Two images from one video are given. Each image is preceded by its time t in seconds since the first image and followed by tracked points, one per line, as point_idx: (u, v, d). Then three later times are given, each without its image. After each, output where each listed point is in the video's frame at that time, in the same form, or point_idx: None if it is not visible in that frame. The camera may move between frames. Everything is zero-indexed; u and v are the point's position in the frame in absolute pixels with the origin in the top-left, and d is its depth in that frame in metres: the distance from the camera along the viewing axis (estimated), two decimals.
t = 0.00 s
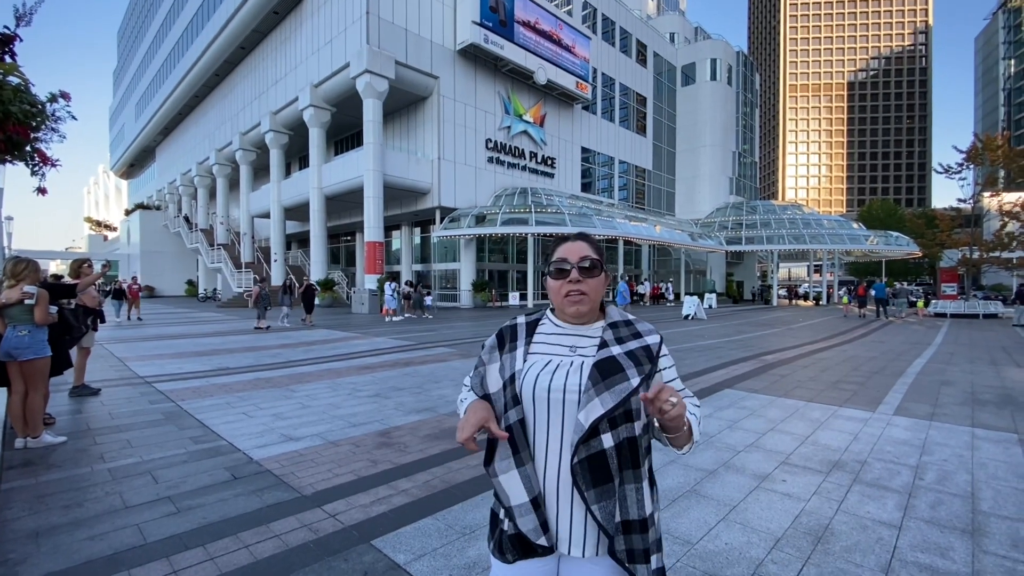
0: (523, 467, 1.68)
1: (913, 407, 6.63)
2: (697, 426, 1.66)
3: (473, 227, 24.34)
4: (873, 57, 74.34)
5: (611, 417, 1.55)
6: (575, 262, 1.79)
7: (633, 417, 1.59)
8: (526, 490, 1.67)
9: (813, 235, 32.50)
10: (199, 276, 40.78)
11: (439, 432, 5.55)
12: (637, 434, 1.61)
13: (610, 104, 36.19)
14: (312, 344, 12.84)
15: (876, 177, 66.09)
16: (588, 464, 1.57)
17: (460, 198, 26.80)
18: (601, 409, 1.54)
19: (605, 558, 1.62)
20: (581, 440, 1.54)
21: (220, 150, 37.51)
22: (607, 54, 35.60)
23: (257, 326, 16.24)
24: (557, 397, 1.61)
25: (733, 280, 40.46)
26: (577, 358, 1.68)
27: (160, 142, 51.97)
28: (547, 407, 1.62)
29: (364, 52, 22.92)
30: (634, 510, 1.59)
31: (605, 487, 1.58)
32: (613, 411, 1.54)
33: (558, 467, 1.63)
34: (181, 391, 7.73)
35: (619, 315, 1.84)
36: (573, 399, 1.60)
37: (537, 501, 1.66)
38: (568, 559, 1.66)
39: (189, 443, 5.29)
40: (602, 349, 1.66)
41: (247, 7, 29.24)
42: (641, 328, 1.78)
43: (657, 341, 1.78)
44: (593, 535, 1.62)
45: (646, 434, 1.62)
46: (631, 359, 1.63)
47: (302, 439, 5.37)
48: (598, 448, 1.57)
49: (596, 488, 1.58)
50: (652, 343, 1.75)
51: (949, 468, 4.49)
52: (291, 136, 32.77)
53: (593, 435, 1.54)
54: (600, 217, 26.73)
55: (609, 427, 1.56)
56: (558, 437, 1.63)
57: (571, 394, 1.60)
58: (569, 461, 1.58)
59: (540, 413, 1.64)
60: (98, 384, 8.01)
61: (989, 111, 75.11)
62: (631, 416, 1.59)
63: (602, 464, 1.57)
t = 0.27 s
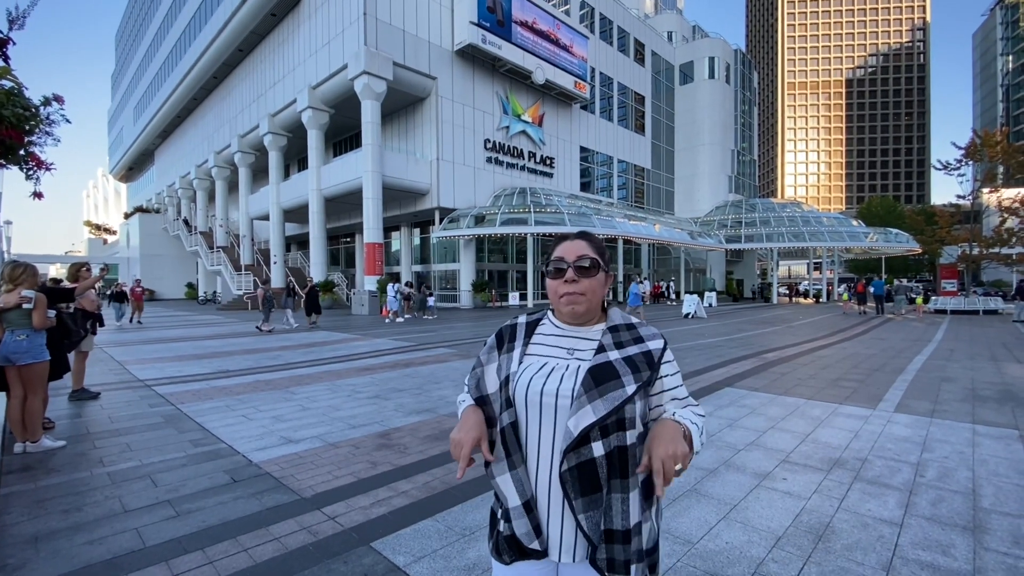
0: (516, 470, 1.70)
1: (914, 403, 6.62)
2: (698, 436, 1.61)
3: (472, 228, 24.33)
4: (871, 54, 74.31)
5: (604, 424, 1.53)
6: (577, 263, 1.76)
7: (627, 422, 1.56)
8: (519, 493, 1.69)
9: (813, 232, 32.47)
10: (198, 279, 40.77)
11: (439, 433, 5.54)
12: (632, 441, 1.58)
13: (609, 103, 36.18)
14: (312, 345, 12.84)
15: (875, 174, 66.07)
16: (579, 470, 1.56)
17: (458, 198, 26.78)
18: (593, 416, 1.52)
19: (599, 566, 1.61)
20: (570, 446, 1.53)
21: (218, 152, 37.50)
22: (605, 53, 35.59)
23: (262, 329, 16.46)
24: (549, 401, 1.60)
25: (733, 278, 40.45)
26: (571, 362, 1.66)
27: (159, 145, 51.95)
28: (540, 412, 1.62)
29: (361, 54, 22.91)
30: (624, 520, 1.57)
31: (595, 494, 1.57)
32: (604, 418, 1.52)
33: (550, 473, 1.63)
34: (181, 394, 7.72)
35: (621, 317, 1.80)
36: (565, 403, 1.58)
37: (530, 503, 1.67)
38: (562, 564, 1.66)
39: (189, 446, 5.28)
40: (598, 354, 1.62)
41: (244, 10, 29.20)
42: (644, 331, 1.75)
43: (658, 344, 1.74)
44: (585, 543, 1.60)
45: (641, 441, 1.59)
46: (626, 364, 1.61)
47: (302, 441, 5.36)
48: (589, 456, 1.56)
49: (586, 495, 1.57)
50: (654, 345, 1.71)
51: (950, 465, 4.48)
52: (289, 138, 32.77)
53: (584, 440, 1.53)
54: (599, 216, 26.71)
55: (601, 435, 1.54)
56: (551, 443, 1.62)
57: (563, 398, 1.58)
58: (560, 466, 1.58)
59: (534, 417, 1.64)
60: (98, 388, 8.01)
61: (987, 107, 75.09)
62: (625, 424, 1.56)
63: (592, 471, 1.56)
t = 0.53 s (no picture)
0: (511, 479, 1.69)
1: (915, 401, 6.59)
2: (700, 436, 1.59)
3: (472, 227, 24.32)
4: (872, 51, 74.10)
5: (601, 430, 1.52)
6: (573, 262, 1.75)
7: (626, 427, 1.55)
8: (514, 502, 1.68)
9: (814, 230, 32.37)
10: (199, 279, 40.81)
11: (439, 432, 5.54)
12: (631, 447, 1.57)
13: (609, 101, 36.10)
14: (313, 345, 12.85)
15: (876, 171, 65.85)
16: (578, 477, 1.55)
17: (459, 197, 26.75)
18: (592, 422, 1.50)
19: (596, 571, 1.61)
20: (568, 453, 1.52)
21: (219, 152, 37.50)
22: (605, 51, 35.51)
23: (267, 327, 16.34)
24: (546, 406, 1.59)
25: (734, 276, 40.37)
26: (569, 365, 1.65)
27: (159, 145, 51.97)
28: (537, 417, 1.61)
29: (361, 53, 22.89)
30: (621, 525, 1.57)
31: (593, 502, 1.56)
32: (604, 423, 1.51)
33: (548, 479, 1.62)
34: (181, 394, 7.72)
35: (619, 317, 1.78)
36: (563, 408, 1.57)
37: (527, 511, 1.66)
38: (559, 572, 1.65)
39: (188, 447, 5.28)
40: (596, 357, 1.61)
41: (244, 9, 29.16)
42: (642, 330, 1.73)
43: (658, 343, 1.72)
44: (583, 549, 1.59)
45: (640, 445, 1.58)
46: (625, 366, 1.60)
47: (301, 441, 5.36)
48: (588, 462, 1.55)
49: (585, 503, 1.56)
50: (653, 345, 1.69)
51: (952, 463, 4.45)
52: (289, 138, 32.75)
53: (582, 447, 1.52)
54: (600, 215, 26.67)
55: (599, 441, 1.53)
56: (549, 449, 1.61)
57: (561, 403, 1.57)
58: (558, 473, 1.57)
59: (530, 422, 1.64)
60: (98, 388, 8.01)
61: (989, 104, 74.83)
62: (623, 429, 1.55)
63: (592, 478, 1.55)
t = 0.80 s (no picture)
0: (509, 483, 1.65)
1: (921, 401, 6.52)
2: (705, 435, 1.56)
3: (475, 225, 24.28)
4: (878, 49, 73.65)
5: (604, 431, 1.47)
6: (570, 255, 1.71)
7: (630, 426, 1.51)
8: (512, 507, 1.63)
9: (819, 228, 32.17)
10: (203, 277, 40.92)
11: (439, 431, 5.50)
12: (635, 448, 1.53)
13: (613, 99, 35.97)
14: (315, 343, 12.85)
15: (881, 170, 65.42)
16: (580, 481, 1.50)
17: (462, 195, 26.71)
18: (594, 424, 1.46)
19: None
20: (570, 457, 1.47)
21: (222, 151, 37.54)
22: (609, 49, 35.37)
23: (275, 326, 16.32)
24: (546, 408, 1.55)
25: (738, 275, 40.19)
26: (569, 364, 1.61)
27: (163, 143, 52.10)
28: (536, 420, 1.57)
29: (364, 51, 22.85)
30: (627, 533, 1.52)
31: (596, 507, 1.52)
32: (606, 425, 1.46)
33: (548, 483, 1.57)
34: (182, 392, 7.70)
35: (619, 314, 1.73)
36: (563, 411, 1.53)
37: (526, 516, 1.62)
38: None
39: (188, 445, 5.26)
40: (598, 355, 1.56)
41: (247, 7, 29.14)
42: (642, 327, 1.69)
43: (658, 339, 1.68)
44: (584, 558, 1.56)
45: (644, 445, 1.54)
46: (627, 364, 1.55)
47: (301, 439, 5.33)
48: (591, 466, 1.50)
49: (588, 510, 1.51)
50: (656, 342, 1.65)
51: (958, 465, 4.39)
52: (293, 136, 32.76)
53: (585, 451, 1.47)
54: (603, 213, 26.57)
55: (602, 443, 1.49)
56: (549, 453, 1.57)
57: (560, 405, 1.53)
58: (559, 477, 1.52)
59: (528, 425, 1.59)
60: (100, 386, 8.01)
61: (996, 102, 74.29)
62: (627, 430, 1.50)
63: (594, 482, 1.51)
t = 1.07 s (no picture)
0: (514, 500, 1.59)
1: (931, 405, 6.41)
2: (722, 448, 1.49)
3: (479, 225, 24.24)
4: (886, 48, 73.03)
5: (616, 446, 1.40)
6: (575, 259, 1.64)
7: (644, 440, 1.44)
8: (519, 526, 1.57)
9: (826, 229, 31.91)
10: (209, 276, 41.11)
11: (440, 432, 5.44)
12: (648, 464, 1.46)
13: (618, 99, 35.84)
14: (319, 342, 12.84)
15: (889, 170, 64.84)
16: (591, 498, 1.44)
17: (466, 195, 26.65)
18: (606, 438, 1.39)
19: None
20: (582, 473, 1.40)
21: (229, 150, 37.69)
22: (614, 49, 35.23)
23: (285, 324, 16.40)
24: (553, 419, 1.48)
25: (744, 276, 39.97)
26: (576, 374, 1.54)
27: (171, 143, 52.41)
28: (544, 432, 1.50)
29: (369, 51, 22.85)
30: (640, 553, 1.47)
31: (609, 525, 1.45)
32: (618, 439, 1.40)
33: (557, 499, 1.51)
34: (185, 391, 7.69)
35: (629, 320, 1.66)
36: (573, 423, 1.46)
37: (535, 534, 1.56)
38: None
39: (188, 445, 5.23)
40: (607, 363, 1.49)
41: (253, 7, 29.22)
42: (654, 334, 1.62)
43: (670, 346, 1.61)
44: None
45: (656, 460, 1.48)
46: (639, 373, 1.48)
47: (302, 440, 5.29)
48: (602, 482, 1.44)
49: (600, 528, 1.45)
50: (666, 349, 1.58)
51: (970, 471, 4.29)
52: (299, 136, 32.84)
53: (596, 465, 1.41)
54: (608, 213, 26.46)
55: (615, 458, 1.43)
56: (555, 468, 1.51)
57: (569, 416, 1.47)
58: (569, 494, 1.45)
59: (534, 437, 1.53)
60: (103, 385, 8.01)
61: (1006, 101, 73.43)
62: (640, 444, 1.44)
63: (607, 499, 1.44)
